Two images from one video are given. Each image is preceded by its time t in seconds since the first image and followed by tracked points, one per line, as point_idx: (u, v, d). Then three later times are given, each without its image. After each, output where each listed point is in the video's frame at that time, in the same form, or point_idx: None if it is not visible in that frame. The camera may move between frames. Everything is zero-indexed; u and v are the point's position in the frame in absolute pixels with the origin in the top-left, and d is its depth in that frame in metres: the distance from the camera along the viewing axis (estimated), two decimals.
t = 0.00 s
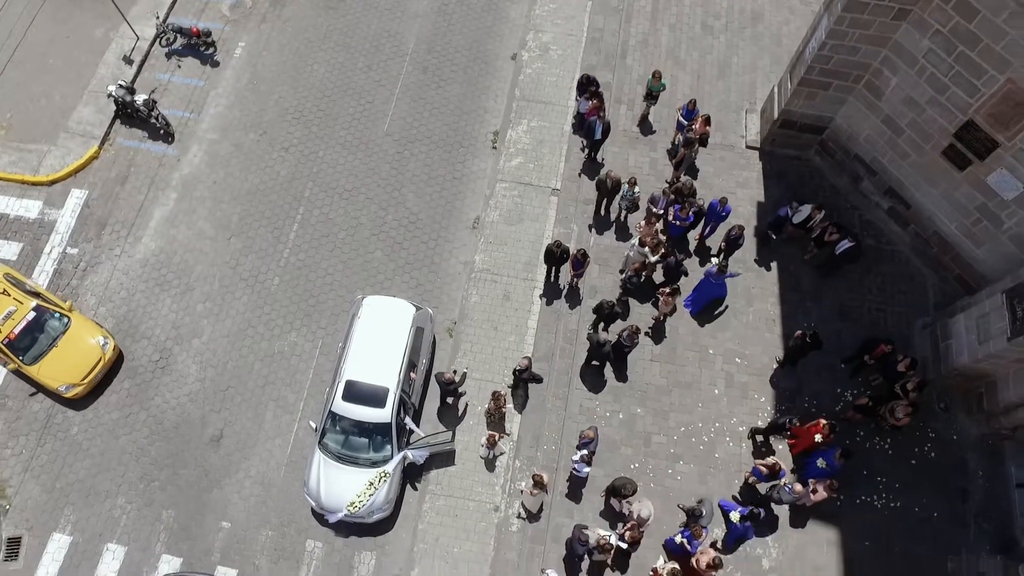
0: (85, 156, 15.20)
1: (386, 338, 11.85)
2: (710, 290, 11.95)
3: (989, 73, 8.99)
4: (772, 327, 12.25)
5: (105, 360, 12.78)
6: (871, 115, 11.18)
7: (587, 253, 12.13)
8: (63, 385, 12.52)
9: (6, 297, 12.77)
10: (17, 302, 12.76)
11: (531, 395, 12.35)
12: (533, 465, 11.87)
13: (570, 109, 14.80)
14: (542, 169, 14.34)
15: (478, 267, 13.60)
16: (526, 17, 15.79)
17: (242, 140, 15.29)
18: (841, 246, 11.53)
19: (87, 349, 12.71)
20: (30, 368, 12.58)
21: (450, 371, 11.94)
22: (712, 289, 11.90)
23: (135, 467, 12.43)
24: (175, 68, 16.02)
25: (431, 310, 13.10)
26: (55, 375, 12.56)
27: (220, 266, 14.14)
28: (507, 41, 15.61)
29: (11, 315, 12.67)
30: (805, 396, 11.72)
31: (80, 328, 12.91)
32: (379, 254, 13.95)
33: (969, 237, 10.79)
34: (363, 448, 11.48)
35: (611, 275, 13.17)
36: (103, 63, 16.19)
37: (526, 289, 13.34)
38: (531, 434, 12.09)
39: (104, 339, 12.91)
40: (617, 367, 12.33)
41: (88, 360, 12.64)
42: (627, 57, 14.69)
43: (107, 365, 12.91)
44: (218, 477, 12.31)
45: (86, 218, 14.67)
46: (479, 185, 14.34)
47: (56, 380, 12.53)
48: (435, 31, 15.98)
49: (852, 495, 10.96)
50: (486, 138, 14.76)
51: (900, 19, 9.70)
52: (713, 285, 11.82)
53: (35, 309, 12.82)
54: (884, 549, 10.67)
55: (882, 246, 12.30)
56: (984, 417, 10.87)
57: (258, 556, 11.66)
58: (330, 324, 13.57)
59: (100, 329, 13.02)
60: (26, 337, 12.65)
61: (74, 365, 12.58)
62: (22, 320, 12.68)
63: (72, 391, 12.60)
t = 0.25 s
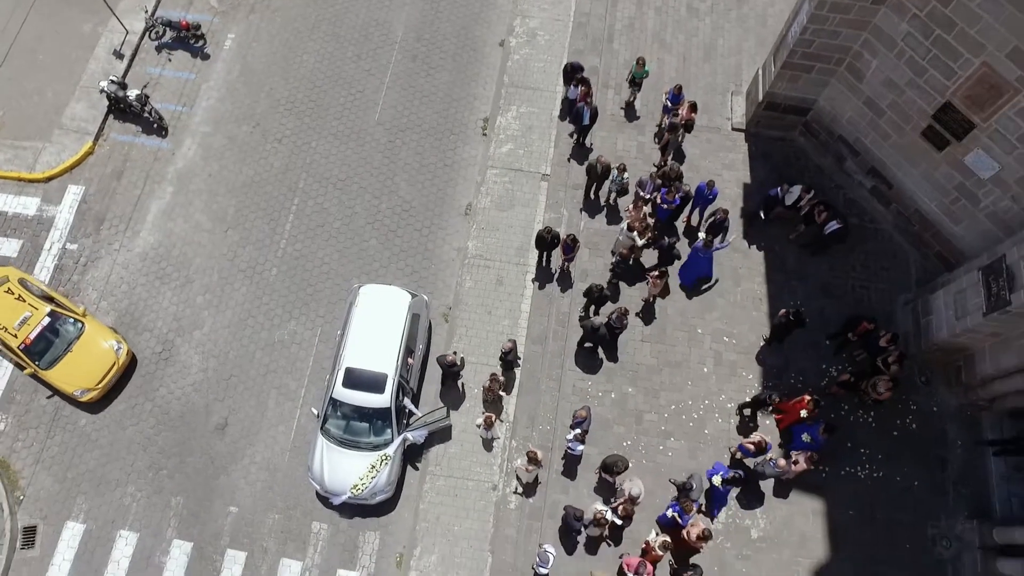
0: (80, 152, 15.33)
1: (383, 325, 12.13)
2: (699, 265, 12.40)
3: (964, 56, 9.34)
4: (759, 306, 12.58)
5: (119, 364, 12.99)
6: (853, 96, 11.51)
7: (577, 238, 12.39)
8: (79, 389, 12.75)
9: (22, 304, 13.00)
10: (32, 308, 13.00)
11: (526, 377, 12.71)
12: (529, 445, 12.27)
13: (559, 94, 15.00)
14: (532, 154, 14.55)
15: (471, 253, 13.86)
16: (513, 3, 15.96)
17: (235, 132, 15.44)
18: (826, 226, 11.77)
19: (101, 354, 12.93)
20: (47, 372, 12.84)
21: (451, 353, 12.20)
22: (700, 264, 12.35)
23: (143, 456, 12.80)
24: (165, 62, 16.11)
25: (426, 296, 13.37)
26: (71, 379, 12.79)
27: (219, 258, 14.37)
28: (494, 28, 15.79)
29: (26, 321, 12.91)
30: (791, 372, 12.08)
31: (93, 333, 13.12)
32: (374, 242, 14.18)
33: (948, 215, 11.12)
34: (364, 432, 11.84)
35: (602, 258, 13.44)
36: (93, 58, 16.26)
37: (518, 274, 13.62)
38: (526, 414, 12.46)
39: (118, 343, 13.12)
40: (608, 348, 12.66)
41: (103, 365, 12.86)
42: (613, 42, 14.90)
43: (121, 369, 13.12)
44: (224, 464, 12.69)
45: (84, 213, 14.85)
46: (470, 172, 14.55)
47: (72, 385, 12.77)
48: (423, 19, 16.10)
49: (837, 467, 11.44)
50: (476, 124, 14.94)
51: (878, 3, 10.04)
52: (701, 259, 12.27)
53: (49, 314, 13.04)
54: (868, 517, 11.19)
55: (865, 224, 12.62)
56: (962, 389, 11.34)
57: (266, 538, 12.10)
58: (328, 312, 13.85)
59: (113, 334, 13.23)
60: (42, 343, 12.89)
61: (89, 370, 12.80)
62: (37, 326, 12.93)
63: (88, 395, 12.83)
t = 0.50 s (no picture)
0: (77, 147, 15.47)
1: (381, 311, 12.43)
2: (689, 239, 12.65)
3: (942, 39, 9.59)
4: (747, 285, 12.90)
5: (135, 371, 13.17)
6: (837, 78, 11.80)
7: (567, 223, 12.71)
8: (97, 396, 12.99)
9: (41, 311, 13.17)
10: (51, 316, 13.17)
11: (521, 358, 13.07)
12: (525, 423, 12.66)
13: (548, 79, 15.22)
14: (523, 139, 14.76)
15: (465, 239, 14.13)
16: None
17: (229, 124, 15.59)
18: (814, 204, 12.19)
19: (118, 361, 13.11)
20: (65, 379, 13.08)
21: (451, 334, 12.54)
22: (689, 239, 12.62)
23: (152, 443, 13.19)
24: (157, 54, 16.21)
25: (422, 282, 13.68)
26: (89, 386, 13.02)
27: (218, 248, 14.62)
28: (483, 14, 15.97)
29: (46, 329, 13.11)
30: (779, 348, 12.45)
31: (110, 340, 13.28)
32: (370, 230, 14.43)
33: (929, 193, 11.43)
34: (366, 416, 12.21)
35: (593, 241, 13.72)
36: (85, 53, 16.34)
37: (512, 258, 13.91)
38: (522, 395, 12.84)
39: (135, 351, 13.29)
40: (600, 328, 12.99)
41: (119, 372, 13.05)
42: (601, 27, 15.13)
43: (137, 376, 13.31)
44: (231, 449, 13.09)
45: (83, 208, 15.06)
46: (462, 158, 14.76)
47: (90, 391, 13.01)
48: (412, 6, 16.25)
49: (823, 439, 11.88)
50: (467, 111, 15.13)
51: None
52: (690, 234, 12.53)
53: (68, 322, 13.21)
54: (853, 485, 11.66)
55: (850, 203, 12.93)
56: (944, 360, 11.78)
57: (274, 519, 12.55)
58: (326, 300, 14.15)
59: (130, 340, 13.39)
60: (61, 350, 13.10)
61: (106, 377, 13.01)
62: (56, 333, 13.12)
63: (106, 402, 13.08)
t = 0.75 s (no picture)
0: (75, 141, 15.64)
1: (381, 297, 12.70)
2: (676, 215, 12.94)
3: (922, 22, 9.79)
4: (736, 263, 13.22)
5: (155, 383, 13.36)
6: (821, 60, 12.02)
7: (560, 206, 13.04)
8: (117, 405, 13.15)
9: (64, 319, 13.28)
10: (75, 324, 13.27)
11: (517, 339, 13.43)
12: (522, 402, 13.05)
13: (538, 64, 15.43)
14: (515, 124, 14.97)
15: (460, 223, 14.40)
16: None
17: (225, 114, 15.75)
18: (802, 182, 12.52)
19: (139, 372, 13.28)
20: (86, 387, 13.23)
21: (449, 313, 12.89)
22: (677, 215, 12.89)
23: (161, 430, 13.59)
24: (150, 46, 16.32)
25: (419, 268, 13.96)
26: (109, 395, 13.18)
27: (218, 238, 14.88)
28: None
29: (70, 337, 13.23)
30: (767, 324, 12.81)
31: (132, 351, 13.44)
32: (367, 217, 14.68)
33: (912, 171, 11.72)
34: (369, 399, 12.57)
35: (585, 224, 14.01)
36: (78, 46, 16.43)
37: (506, 241, 14.19)
38: (519, 375, 13.22)
39: (156, 362, 13.46)
40: (594, 308, 13.31)
41: (140, 384, 13.22)
42: (589, 11, 15.32)
43: (157, 387, 13.49)
44: (237, 434, 13.50)
45: (84, 201, 15.28)
46: (456, 143, 14.97)
47: (110, 401, 13.17)
48: None
49: (811, 412, 12.30)
50: (459, 97, 15.33)
51: None
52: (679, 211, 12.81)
53: (91, 331, 13.34)
54: (839, 455, 12.11)
55: (835, 182, 13.22)
56: (926, 334, 12.19)
57: (282, 500, 13.00)
58: (326, 286, 14.46)
59: (151, 351, 13.56)
60: (83, 358, 13.23)
61: (127, 387, 13.18)
62: (80, 342, 13.23)
63: (125, 411, 13.26)
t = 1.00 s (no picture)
0: (73, 134, 15.81)
1: (380, 282, 13.03)
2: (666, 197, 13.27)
3: (904, 5, 9.99)
4: (726, 242, 13.53)
5: (177, 395, 13.60)
6: (807, 41, 12.24)
7: (552, 192, 13.29)
8: (139, 415, 13.40)
9: (89, 329, 13.43)
10: (98, 335, 13.44)
11: (513, 321, 13.79)
12: (520, 381, 13.45)
13: (529, 48, 15.62)
14: (508, 109, 15.18)
15: (456, 208, 14.67)
16: None
17: (221, 105, 15.92)
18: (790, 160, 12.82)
19: (161, 383, 13.50)
20: (108, 397, 13.44)
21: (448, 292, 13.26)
22: (666, 197, 13.21)
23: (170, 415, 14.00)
24: (144, 38, 16.44)
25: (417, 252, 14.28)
26: (131, 405, 13.40)
27: (219, 228, 15.16)
28: None
29: (94, 348, 13.39)
30: (757, 301, 13.17)
31: (154, 362, 13.63)
32: (364, 203, 14.95)
33: (897, 149, 12.01)
34: (372, 381, 12.95)
35: (579, 206, 14.31)
36: (73, 39, 16.52)
37: (502, 225, 14.48)
38: (516, 355, 13.60)
39: (178, 375, 13.67)
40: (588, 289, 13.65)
41: (162, 396, 13.46)
42: None
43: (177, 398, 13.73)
44: (245, 418, 13.92)
45: (85, 194, 15.52)
46: (450, 129, 15.18)
47: (132, 411, 13.41)
48: None
49: (799, 384, 12.71)
50: (452, 82, 15.52)
51: None
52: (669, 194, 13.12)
53: (114, 342, 13.50)
54: (827, 426, 12.55)
55: (822, 160, 13.51)
56: (910, 307, 12.56)
57: (290, 480, 13.47)
58: (326, 272, 14.78)
59: (173, 363, 13.78)
60: (106, 368, 13.41)
61: (149, 399, 13.40)
62: (103, 352, 13.39)
63: (146, 421, 13.52)
